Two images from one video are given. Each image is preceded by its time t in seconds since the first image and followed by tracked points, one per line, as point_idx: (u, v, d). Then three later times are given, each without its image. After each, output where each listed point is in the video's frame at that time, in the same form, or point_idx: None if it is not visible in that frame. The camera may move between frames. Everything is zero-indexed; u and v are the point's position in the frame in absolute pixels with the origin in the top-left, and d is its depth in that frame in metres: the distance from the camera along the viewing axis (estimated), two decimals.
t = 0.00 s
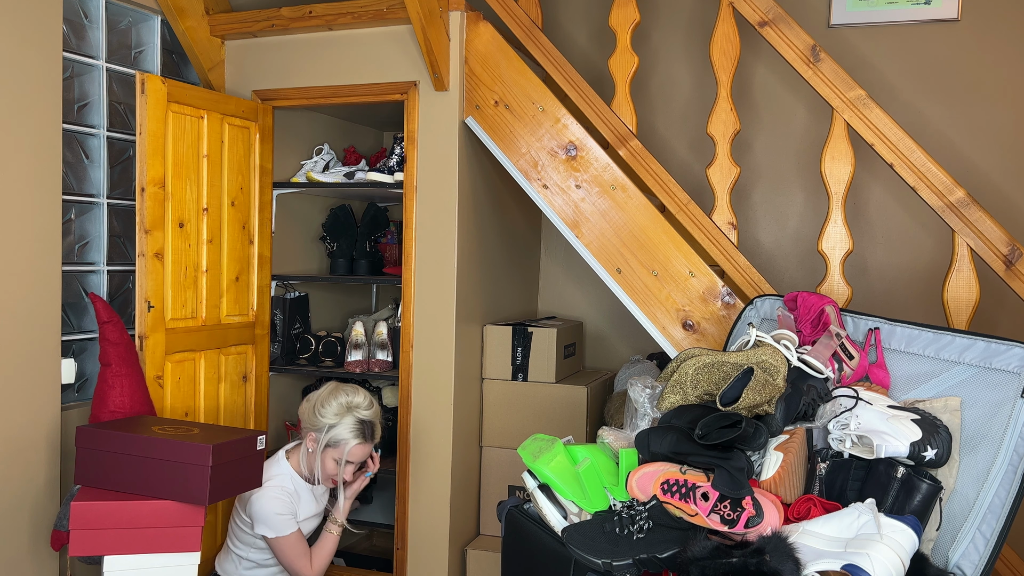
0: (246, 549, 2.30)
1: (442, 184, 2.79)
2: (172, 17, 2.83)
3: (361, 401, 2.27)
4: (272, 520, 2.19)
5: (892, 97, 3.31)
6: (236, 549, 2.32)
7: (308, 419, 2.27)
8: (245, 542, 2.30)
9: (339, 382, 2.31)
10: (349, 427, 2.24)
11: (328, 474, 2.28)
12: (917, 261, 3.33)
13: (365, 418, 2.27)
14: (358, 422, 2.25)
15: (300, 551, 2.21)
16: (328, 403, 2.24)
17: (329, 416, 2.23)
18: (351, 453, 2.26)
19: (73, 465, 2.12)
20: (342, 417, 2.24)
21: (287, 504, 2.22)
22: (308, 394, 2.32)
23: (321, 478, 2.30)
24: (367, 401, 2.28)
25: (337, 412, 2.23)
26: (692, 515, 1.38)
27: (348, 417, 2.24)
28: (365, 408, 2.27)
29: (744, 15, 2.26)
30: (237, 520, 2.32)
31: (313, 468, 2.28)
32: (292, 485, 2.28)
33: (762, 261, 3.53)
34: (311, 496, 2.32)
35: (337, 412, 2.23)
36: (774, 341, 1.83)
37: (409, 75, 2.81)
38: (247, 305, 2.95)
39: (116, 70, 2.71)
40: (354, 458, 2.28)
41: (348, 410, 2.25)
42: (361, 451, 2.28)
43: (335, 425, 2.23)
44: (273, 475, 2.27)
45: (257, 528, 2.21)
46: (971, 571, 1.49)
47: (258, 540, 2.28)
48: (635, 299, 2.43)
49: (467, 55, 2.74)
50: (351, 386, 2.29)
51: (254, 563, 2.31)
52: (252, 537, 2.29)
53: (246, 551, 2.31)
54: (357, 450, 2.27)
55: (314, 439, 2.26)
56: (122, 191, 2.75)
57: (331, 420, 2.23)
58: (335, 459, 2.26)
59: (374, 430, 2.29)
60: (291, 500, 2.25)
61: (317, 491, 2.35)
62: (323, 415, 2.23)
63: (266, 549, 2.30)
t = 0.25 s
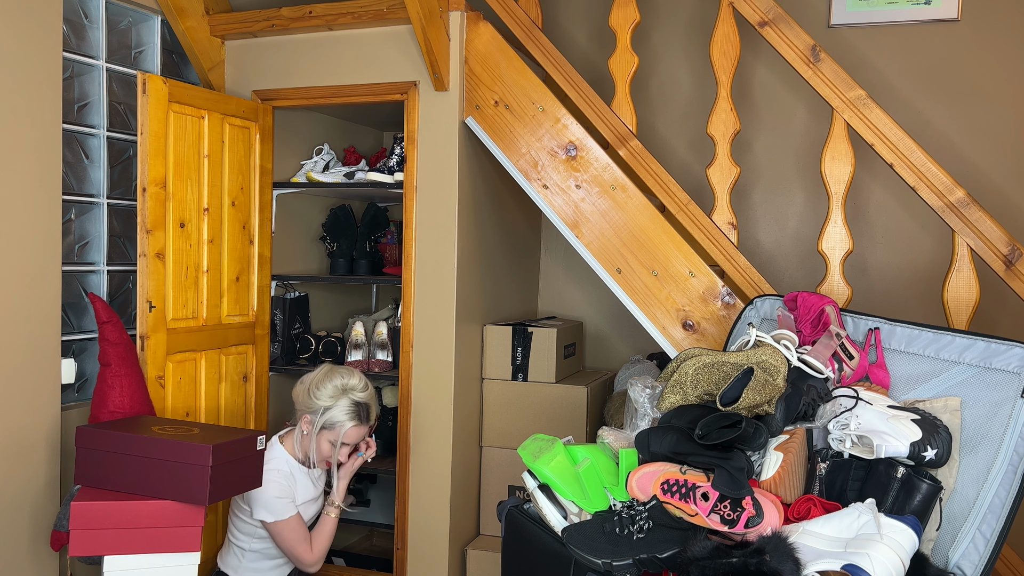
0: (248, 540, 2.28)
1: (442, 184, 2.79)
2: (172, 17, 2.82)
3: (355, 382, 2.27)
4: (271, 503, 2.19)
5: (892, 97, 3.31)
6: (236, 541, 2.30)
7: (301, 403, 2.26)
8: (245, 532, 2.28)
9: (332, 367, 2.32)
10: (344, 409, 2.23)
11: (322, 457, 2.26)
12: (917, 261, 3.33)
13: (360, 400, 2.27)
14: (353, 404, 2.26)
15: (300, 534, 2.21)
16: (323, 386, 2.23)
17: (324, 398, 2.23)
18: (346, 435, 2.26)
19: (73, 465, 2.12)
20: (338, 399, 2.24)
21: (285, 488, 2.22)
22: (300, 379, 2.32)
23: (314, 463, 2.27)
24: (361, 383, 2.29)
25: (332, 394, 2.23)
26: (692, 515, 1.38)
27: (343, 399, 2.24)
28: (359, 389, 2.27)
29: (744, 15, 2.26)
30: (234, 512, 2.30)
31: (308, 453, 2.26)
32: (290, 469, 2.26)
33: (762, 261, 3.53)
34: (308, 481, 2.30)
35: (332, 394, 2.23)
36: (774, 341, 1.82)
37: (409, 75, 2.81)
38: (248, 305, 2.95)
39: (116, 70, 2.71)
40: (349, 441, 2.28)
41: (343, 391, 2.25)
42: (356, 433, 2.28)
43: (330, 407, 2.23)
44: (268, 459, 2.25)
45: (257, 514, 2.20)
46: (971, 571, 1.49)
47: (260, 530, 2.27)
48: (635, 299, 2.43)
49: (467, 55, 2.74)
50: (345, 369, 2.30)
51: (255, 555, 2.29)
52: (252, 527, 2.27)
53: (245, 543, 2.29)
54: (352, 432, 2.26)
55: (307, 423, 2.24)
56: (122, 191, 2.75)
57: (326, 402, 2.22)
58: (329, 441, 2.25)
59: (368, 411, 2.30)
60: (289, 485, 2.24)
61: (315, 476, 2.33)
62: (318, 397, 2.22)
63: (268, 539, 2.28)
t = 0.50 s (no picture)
0: (255, 533, 2.24)
1: (442, 184, 2.79)
2: (172, 17, 2.82)
3: (360, 363, 2.29)
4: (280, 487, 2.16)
5: (892, 97, 3.31)
6: (242, 534, 2.25)
7: (306, 388, 2.26)
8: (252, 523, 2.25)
9: (333, 348, 2.32)
10: (353, 391, 2.25)
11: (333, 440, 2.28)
12: (917, 261, 3.33)
13: (366, 380, 2.29)
14: (360, 384, 2.27)
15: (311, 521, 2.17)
16: (329, 369, 2.24)
17: (331, 381, 2.24)
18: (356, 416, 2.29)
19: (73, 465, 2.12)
20: (344, 381, 2.25)
21: (296, 473, 2.19)
22: (299, 364, 2.31)
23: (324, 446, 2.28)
24: (366, 363, 2.30)
25: (339, 377, 2.24)
26: (692, 515, 1.38)
27: (350, 381, 2.26)
28: (365, 369, 2.29)
29: (744, 14, 2.26)
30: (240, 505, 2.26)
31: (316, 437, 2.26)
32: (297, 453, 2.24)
33: (762, 261, 3.53)
34: (314, 465, 2.28)
35: (339, 377, 2.24)
36: (774, 341, 1.82)
37: (409, 75, 2.81)
38: (248, 305, 2.95)
39: (116, 70, 2.71)
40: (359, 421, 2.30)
41: (350, 373, 2.26)
42: (365, 413, 2.31)
43: (338, 390, 2.24)
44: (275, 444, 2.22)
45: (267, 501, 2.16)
46: (971, 571, 1.49)
47: (268, 520, 2.24)
48: (635, 299, 2.43)
49: (467, 55, 2.74)
50: (347, 350, 2.29)
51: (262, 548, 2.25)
52: (259, 518, 2.24)
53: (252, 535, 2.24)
54: (362, 412, 2.29)
55: (315, 407, 2.25)
56: (122, 191, 2.75)
57: (333, 386, 2.24)
58: (340, 424, 2.27)
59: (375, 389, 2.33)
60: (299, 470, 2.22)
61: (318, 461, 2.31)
62: (325, 382, 2.23)
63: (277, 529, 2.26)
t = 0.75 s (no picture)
0: (243, 549, 2.18)
1: (442, 184, 2.79)
2: (172, 17, 2.82)
3: (331, 358, 2.25)
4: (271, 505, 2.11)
5: (892, 97, 3.31)
6: (230, 550, 2.19)
7: (285, 400, 2.21)
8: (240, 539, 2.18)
9: (300, 354, 2.28)
10: (334, 388, 2.21)
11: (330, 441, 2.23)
12: (917, 261, 3.33)
13: (342, 373, 2.26)
14: (338, 379, 2.23)
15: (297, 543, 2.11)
16: (301, 374, 2.20)
17: (307, 385, 2.19)
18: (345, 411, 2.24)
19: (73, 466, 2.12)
20: (321, 381, 2.21)
21: (288, 491, 2.15)
22: (270, 381, 2.26)
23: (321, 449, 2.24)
24: (337, 357, 2.27)
25: (315, 378, 2.20)
26: (692, 515, 1.38)
27: (327, 379, 2.22)
28: (338, 363, 2.25)
29: (744, 14, 2.26)
30: (228, 519, 2.21)
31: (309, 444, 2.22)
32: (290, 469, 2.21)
33: (762, 261, 3.53)
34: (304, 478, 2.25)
35: (316, 378, 2.20)
36: (774, 341, 1.82)
37: (409, 75, 2.81)
38: (248, 305, 2.95)
39: (116, 70, 2.71)
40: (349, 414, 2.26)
41: (325, 371, 2.22)
42: (353, 406, 2.26)
43: (318, 391, 2.20)
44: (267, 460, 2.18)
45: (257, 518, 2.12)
46: (971, 571, 1.49)
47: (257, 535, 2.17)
48: (635, 299, 2.43)
49: (467, 55, 2.74)
50: (315, 351, 2.26)
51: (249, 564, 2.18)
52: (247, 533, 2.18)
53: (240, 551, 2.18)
54: (349, 406, 2.25)
55: (302, 416, 2.19)
56: (122, 191, 2.75)
57: (312, 388, 2.19)
58: (332, 424, 2.22)
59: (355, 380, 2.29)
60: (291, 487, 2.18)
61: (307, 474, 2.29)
62: (302, 387, 2.19)
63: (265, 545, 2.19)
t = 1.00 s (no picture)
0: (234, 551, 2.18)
1: (442, 184, 2.79)
2: (172, 17, 2.82)
3: (318, 358, 2.27)
4: (258, 515, 2.08)
5: (892, 97, 3.31)
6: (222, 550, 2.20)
7: (276, 402, 2.21)
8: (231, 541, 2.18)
9: (287, 356, 2.29)
10: (323, 387, 2.23)
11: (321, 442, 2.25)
12: (917, 262, 3.32)
13: (331, 372, 2.27)
14: (327, 378, 2.25)
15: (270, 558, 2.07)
16: (290, 375, 2.21)
17: (296, 386, 2.21)
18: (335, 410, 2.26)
19: (73, 466, 2.12)
20: (310, 380, 2.23)
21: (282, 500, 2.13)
22: (258, 385, 2.26)
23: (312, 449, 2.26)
24: (325, 357, 2.29)
25: (304, 378, 2.22)
26: (692, 515, 1.38)
27: (316, 378, 2.23)
28: (326, 362, 2.27)
29: (744, 15, 2.26)
30: (222, 520, 2.20)
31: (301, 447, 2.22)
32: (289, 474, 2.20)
33: (762, 261, 3.52)
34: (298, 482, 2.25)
35: (305, 378, 2.22)
36: (774, 341, 1.82)
37: (409, 75, 2.81)
38: (248, 305, 2.95)
39: (116, 70, 2.71)
40: (339, 413, 2.27)
41: (314, 371, 2.24)
42: (343, 403, 2.28)
43: (308, 391, 2.21)
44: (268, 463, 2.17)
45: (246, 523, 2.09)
46: (971, 571, 1.49)
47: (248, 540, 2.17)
48: (635, 299, 2.43)
49: (467, 56, 2.73)
50: (302, 352, 2.28)
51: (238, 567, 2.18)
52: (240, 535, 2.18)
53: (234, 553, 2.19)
54: (340, 403, 2.27)
55: (293, 417, 2.21)
56: (122, 192, 2.75)
57: (302, 389, 2.21)
58: (322, 424, 2.24)
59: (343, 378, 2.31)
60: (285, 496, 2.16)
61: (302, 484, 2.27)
62: (292, 388, 2.20)
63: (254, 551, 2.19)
